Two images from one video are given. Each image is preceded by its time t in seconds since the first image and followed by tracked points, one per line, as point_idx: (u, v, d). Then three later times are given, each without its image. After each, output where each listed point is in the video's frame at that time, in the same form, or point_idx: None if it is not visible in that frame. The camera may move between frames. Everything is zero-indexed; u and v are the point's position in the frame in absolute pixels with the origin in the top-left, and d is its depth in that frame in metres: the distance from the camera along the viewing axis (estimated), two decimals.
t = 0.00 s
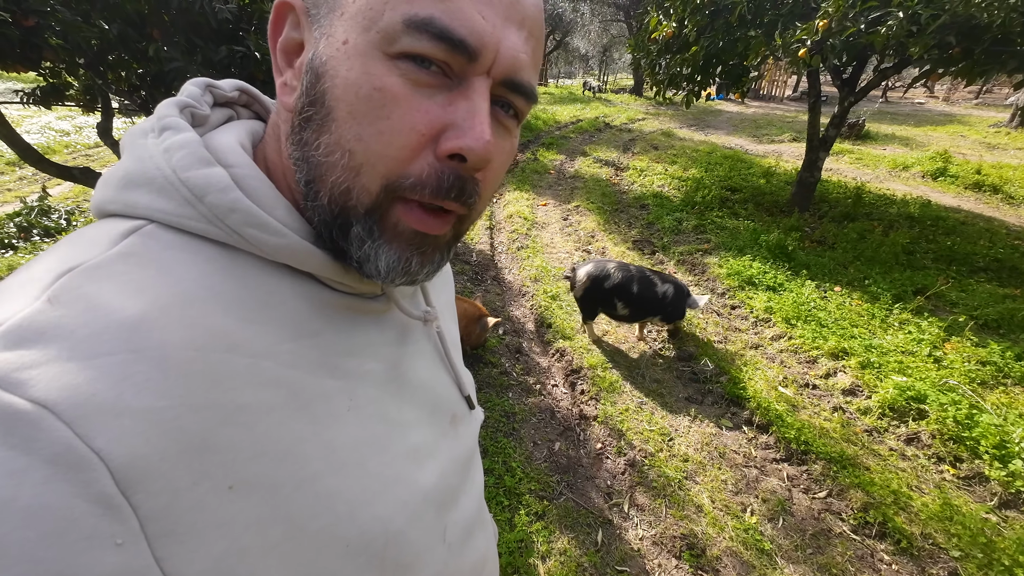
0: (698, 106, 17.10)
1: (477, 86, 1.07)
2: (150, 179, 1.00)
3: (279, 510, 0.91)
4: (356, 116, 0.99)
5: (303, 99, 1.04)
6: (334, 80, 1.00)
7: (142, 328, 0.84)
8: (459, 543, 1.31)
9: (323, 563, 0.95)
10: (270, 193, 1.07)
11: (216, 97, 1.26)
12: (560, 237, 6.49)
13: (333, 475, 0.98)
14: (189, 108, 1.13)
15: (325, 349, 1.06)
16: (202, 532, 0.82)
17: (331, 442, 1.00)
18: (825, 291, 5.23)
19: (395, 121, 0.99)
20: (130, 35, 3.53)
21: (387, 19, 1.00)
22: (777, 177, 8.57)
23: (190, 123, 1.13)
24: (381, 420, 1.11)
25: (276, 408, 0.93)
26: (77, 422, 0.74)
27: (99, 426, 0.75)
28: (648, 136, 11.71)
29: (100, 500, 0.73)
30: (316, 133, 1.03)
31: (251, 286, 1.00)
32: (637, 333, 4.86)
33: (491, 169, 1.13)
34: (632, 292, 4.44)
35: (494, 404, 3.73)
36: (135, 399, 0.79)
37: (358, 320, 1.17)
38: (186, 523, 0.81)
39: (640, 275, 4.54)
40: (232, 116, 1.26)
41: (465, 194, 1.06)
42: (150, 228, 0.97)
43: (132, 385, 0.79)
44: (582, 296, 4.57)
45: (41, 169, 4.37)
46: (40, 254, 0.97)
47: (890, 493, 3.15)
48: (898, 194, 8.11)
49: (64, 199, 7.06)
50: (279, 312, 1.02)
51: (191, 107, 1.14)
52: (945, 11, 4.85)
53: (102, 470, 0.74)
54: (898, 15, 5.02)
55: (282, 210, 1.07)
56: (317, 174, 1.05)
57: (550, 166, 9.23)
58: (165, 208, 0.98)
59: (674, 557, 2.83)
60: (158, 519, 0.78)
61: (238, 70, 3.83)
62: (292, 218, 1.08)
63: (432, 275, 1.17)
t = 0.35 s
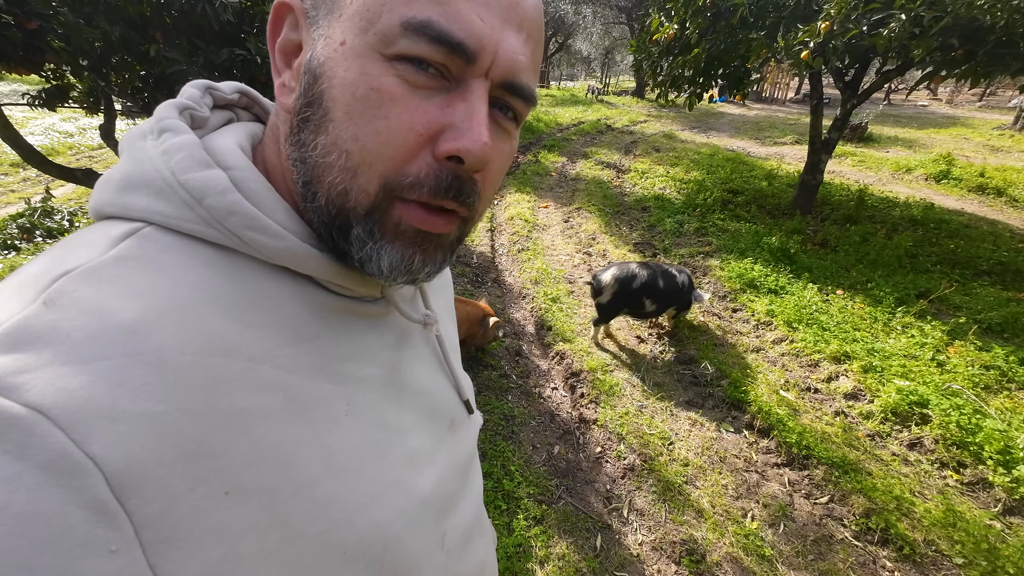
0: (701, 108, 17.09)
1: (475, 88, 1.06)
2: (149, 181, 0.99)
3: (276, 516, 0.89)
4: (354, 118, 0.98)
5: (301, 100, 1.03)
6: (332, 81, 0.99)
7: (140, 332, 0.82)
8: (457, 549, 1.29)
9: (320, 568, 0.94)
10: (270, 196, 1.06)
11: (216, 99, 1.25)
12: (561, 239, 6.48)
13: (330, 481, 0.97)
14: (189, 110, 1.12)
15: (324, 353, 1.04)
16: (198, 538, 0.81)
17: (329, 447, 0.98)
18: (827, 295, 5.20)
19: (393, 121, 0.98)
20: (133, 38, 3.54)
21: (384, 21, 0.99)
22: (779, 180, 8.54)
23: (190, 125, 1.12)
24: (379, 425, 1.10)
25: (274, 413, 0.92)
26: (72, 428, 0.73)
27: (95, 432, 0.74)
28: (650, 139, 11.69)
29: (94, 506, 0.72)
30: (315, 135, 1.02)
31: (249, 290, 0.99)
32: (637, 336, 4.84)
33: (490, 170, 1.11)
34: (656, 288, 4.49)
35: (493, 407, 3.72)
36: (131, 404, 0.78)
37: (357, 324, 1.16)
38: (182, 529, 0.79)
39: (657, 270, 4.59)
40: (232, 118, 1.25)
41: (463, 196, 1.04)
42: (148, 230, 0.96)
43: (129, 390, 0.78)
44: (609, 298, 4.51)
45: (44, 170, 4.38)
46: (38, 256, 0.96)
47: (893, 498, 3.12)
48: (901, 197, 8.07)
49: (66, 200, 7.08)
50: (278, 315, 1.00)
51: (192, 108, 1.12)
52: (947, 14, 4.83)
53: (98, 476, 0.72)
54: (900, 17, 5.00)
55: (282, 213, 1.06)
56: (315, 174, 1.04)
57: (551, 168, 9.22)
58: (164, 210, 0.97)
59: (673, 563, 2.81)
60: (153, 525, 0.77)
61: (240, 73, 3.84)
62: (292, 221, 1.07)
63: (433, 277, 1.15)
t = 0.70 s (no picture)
0: (702, 109, 17.06)
1: (476, 87, 1.05)
2: (150, 183, 0.96)
3: (275, 521, 0.88)
4: (355, 118, 0.96)
5: (302, 102, 1.02)
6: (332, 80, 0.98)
7: (141, 334, 0.81)
8: (455, 554, 1.27)
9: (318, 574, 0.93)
10: (271, 198, 1.04)
11: (217, 101, 1.23)
12: (561, 241, 6.46)
13: (329, 485, 0.95)
14: (190, 112, 1.10)
15: (324, 356, 1.03)
16: (197, 543, 0.80)
17: (329, 451, 0.97)
18: (828, 297, 5.18)
19: (394, 122, 0.97)
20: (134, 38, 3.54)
21: (385, 19, 0.98)
22: (781, 181, 8.52)
23: (191, 128, 1.10)
24: (378, 429, 1.08)
25: (274, 417, 0.91)
26: (71, 431, 0.71)
27: (94, 435, 0.72)
28: (651, 140, 11.67)
29: (93, 510, 0.71)
30: (315, 137, 1.01)
31: (251, 293, 0.97)
32: (637, 338, 4.81)
33: (491, 170, 1.10)
34: (663, 285, 4.57)
35: (492, 409, 3.71)
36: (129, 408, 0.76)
37: (358, 326, 1.14)
38: (180, 534, 0.78)
39: (661, 267, 4.65)
40: (233, 121, 1.23)
41: (462, 197, 1.03)
42: (149, 233, 0.93)
43: (128, 393, 0.77)
44: (621, 299, 4.47)
45: (45, 171, 4.38)
46: (37, 258, 0.93)
47: (894, 503, 3.09)
48: (903, 198, 8.03)
49: (68, 200, 7.10)
50: (278, 318, 0.99)
51: (193, 111, 1.10)
52: (949, 15, 4.81)
53: (96, 480, 0.72)
54: (902, 18, 4.97)
55: (283, 215, 1.04)
56: (316, 177, 1.03)
57: (552, 169, 9.20)
58: (165, 212, 0.94)
59: (672, 567, 2.79)
60: (152, 530, 0.76)
61: (240, 73, 3.84)
62: (293, 224, 1.05)
63: (434, 279, 1.13)
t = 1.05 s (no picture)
0: (703, 110, 17.03)
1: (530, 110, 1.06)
2: (133, 188, 0.96)
3: (269, 527, 0.88)
4: (445, 158, 0.94)
5: (372, 134, 0.93)
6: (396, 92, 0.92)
7: (125, 343, 0.79)
8: (453, 556, 1.26)
9: None
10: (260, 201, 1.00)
11: (202, 101, 1.21)
12: (562, 242, 6.45)
13: (324, 492, 0.94)
14: (173, 113, 1.09)
15: (316, 359, 1.00)
16: (187, 552, 0.80)
17: (322, 457, 0.96)
18: (829, 299, 5.16)
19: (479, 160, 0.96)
20: (135, 39, 3.54)
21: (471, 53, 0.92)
22: (782, 182, 8.50)
23: (175, 129, 1.09)
24: (375, 432, 1.06)
25: (267, 424, 0.90)
26: (54, 444, 0.70)
27: (79, 446, 0.72)
28: (652, 141, 11.65)
29: (78, 524, 0.70)
30: (392, 172, 0.94)
31: (238, 298, 0.95)
32: (637, 339, 4.78)
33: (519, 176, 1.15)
34: (673, 282, 4.62)
35: (490, 411, 3.69)
36: (115, 418, 0.75)
37: (352, 329, 1.10)
38: (170, 545, 0.78)
39: (668, 265, 4.70)
40: (219, 121, 1.21)
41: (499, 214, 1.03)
42: (132, 238, 0.93)
43: (114, 403, 0.76)
44: (638, 298, 4.55)
45: (46, 172, 4.38)
46: (16, 264, 0.93)
47: (895, 507, 3.08)
48: (906, 200, 8.00)
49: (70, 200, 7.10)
50: (269, 322, 0.97)
51: (176, 112, 1.09)
52: (952, 15, 4.79)
53: (81, 493, 0.71)
54: (906, 18, 4.94)
55: (271, 218, 1.00)
56: (386, 209, 0.97)
57: (553, 170, 9.19)
58: (149, 217, 0.94)
59: (670, 571, 2.78)
60: (140, 541, 0.75)
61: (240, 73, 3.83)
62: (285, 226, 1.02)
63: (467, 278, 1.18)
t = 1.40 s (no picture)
0: (705, 111, 17.01)
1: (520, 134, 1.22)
2: (130, 183, 0.93)
3: (274, 521, 0.87)
4: (482, 195, 1.08)
5: (438, 173, 0.98)
6: (462, 132, 0.98)
7: (128, 340, 0.78)
8: (451, 543, 1.25)
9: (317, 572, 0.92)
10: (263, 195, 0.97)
11: (193, 96, 1.20)
12: (562, 242, 6.44)
13: (325, 483, 0.94)
14: (166, 107, 1.07)
15: (315, 353, 0.99)
16: (195, 547, 0.79)
17: (323, 449, 0.95)
18: (831, 300, 5.14)
19: (498, 194, 1.13)
20: (138, 39, 3.56)
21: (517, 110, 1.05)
22: (784, 184, 8.47)
23: (168, 123, 1.07)
24: (372, 425, 1.06)
25: (269, 418, 0.89)
26: (62, 442, 0.70)
27: (88, 444, 0.71)
28: (653, 142, 11.64)
29: (88, 521, 0.70)
30: (443, 206, 1.04)
31: (238, 295, 0.93)
32: (637, 340, 4.75)
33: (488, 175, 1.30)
34: (692, 279, 4.67)
35: (490, 411, 3.68)
36: (122, 415, 0.74)
37: (348, 323, 1.07)
38: (178, 541, 0.77)
39: (684, 263, 4.74)
40: (210, 115, 1.19)
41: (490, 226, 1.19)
42: (129, 234, 0.90)
43: (120, 402, 0.75)
44: (658, 294, 4.60)
45: (49, 171, 4.40)
46: (10, 262, 0.91)
47: (895, 509, 3.06)
48: (908, 201, 7.97)
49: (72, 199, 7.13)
50: (271, 317, 0.95)
51: (169, 106, 1.07)
52: (955, 17, 4.77)
53: (90, 490, 0.70)
54: (908, 20, 4.91)
55: (274, 213, 0.96)
56: (425, 232, 1.06)
57: (554, 170, 9.19)
58: (147, 214, 0.91)
59: (667, 572, 2.77)
60: (149, 537, 0.75)
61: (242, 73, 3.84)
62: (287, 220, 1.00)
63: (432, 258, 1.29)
